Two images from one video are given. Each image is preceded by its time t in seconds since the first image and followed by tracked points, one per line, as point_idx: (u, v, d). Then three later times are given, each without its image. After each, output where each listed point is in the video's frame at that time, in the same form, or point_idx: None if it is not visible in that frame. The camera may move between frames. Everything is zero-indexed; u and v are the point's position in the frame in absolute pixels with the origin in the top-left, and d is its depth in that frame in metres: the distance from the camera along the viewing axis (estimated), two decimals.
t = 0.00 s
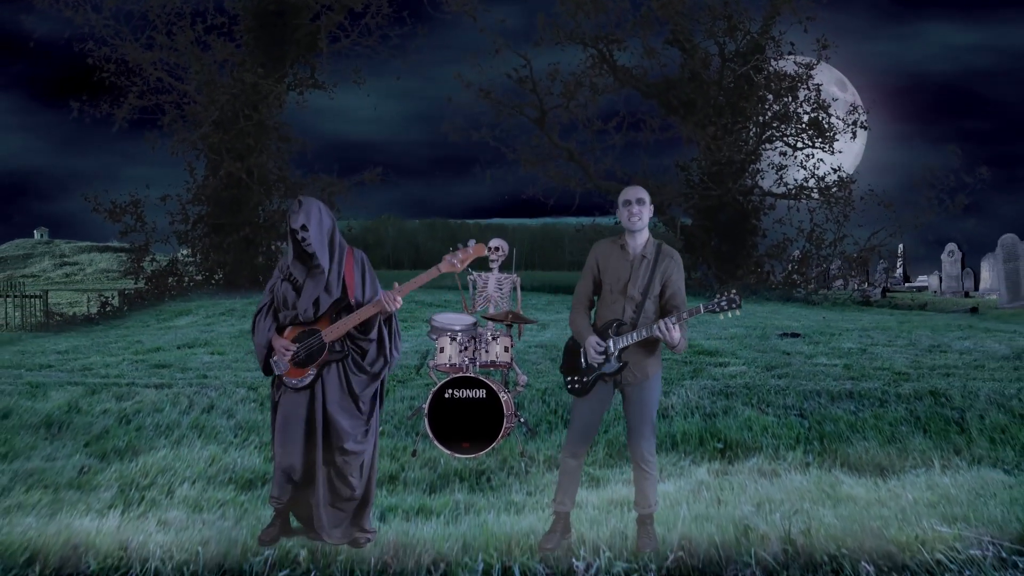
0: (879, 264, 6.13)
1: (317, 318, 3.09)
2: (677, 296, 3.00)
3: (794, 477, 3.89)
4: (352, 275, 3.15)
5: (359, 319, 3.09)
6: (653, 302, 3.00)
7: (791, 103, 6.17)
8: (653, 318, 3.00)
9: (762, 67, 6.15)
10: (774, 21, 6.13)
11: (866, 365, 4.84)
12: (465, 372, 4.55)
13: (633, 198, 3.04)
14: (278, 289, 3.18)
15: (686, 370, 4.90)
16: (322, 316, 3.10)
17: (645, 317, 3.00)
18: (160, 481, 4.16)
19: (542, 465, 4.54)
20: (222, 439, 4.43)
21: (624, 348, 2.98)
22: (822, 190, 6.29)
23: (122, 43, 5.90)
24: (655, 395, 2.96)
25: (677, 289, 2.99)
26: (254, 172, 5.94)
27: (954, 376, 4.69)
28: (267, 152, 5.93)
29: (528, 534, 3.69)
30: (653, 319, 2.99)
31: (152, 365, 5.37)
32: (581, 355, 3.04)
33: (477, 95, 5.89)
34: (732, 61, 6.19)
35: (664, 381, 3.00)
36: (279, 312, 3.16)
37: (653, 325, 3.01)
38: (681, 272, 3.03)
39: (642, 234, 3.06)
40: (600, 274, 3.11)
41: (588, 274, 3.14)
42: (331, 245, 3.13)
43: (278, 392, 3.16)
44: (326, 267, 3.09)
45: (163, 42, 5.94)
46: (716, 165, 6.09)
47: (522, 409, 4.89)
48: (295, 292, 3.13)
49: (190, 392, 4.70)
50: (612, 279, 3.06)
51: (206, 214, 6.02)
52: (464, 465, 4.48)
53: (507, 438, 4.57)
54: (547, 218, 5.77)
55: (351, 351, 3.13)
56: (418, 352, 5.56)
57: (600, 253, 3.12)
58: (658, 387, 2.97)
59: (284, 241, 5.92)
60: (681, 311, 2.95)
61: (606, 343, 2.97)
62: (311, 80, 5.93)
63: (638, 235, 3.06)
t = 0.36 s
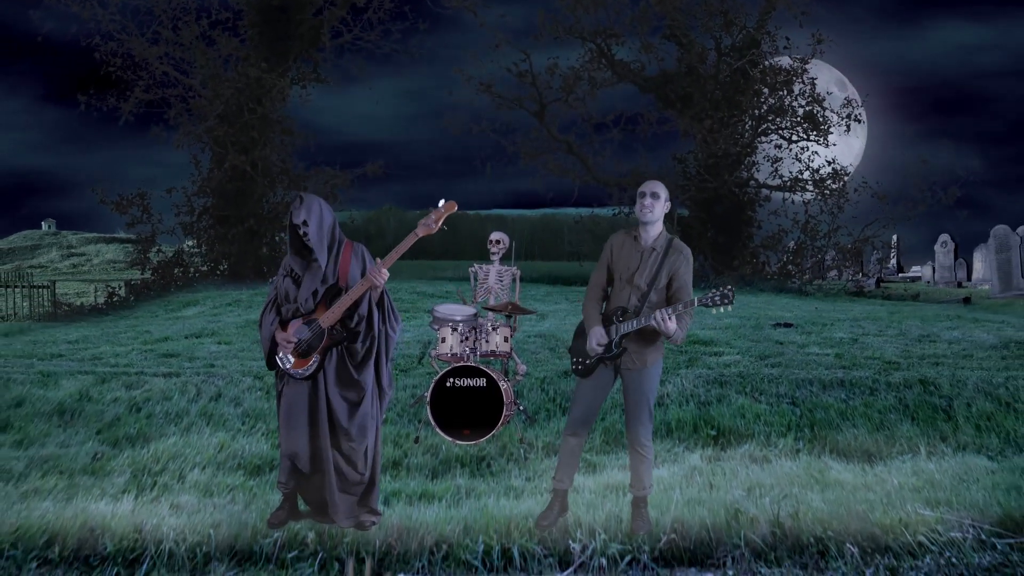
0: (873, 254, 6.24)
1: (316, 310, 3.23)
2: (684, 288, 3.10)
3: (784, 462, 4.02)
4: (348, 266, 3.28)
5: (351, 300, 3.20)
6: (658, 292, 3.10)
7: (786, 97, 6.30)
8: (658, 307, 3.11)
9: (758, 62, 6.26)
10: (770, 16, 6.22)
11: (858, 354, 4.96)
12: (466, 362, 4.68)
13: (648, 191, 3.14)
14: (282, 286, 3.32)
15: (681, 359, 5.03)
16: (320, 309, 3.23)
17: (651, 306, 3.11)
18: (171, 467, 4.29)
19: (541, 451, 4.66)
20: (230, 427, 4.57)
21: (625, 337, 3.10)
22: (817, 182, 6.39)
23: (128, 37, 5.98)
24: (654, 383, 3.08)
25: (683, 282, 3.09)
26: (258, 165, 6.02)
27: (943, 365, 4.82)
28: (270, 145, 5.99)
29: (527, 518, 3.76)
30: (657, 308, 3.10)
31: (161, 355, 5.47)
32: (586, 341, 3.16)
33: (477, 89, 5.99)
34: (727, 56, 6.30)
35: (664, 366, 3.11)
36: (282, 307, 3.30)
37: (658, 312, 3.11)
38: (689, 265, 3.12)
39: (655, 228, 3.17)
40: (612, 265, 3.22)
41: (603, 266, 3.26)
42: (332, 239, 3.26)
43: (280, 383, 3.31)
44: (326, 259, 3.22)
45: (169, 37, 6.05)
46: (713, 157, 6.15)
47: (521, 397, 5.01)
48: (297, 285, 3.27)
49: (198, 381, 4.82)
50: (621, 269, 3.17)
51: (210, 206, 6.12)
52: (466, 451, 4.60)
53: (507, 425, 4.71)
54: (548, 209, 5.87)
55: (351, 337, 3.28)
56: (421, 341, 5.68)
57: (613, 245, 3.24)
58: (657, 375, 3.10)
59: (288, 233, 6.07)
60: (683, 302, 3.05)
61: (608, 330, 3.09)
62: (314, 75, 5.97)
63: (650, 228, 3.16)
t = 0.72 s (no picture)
0: (867, 245, 6.36)
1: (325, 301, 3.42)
2: (667, 284, 3.27)
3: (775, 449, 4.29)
4: (357, 262, 3.44)
5: (359, 299, 3.38)
6: (646, 286, 3.26)
7: (781, 91, 6.30)
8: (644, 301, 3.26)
9: (754, 56, 6.26)
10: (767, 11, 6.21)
11: (850, 343, 5.07)
12: (467, 350, 4.80)
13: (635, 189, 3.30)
14: (294, 277, 3.50)
15: (678, 348, 5.16)
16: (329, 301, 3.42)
17: (637, 299, 3.26)
18: (181, 454, 4.47)
19: (540, 438, 4.80)
20: (238, 414, 4.73)
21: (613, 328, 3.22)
22: (812, 175, 6.38)
23: (134, 31, 6.06)
24: (643, 372, 3.22)
25: (667, 277, 3.26)
26: (263, 157, 6.12)
27: (933, 354, 4.95)
28: (274, 137, 6.11)
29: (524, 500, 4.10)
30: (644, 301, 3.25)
31: (169, 344, 5.66)
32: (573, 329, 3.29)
33: (478, 82, 6.09)
34: (724, 49, 6.30)
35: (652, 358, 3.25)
36: (292, 297, 3.48)
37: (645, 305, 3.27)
38: (672, 259, 3.29)
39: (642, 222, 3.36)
40: (598, 256, 3.37)
41: (588, 256, 3.40)
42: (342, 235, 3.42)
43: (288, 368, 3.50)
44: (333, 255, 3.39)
45: (175, 32, 6.13)
46: (710, 150, 6.26)
47: (519, 385, 5.11)
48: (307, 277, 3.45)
49: (206, 368, 4.98)
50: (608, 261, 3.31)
51: (216, 198, 6.17)
52: (467, 438, 4.73)
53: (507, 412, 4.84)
54: (547, 200, 5.98)
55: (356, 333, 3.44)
56: (423, 331, 5.79)
57: (598, 237, 3.38)
58: (647, 364, 3.23)
59: (291, 223, 6.17)
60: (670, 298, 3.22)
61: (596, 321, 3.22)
62: (317, 69, 6.11)
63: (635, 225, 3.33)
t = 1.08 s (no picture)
0: (862, 236, 6.36)
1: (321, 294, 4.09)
2: (626, 264, 4.24)
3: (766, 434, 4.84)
4: (352, 259, 4.12)
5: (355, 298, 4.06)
6: (611, 271, 4.22)
7: (777, 83, 6.25)
8: (611, 283, 4.23)
9: (750, 49, 6.21)
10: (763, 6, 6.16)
11: (842, 332, 5.22)
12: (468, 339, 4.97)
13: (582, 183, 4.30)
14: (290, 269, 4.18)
15: (673, 336, 5.26)
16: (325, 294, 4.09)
17: (605, 283, 4.22)
18: (192, 439, 4.83)
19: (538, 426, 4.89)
20: (246, 402, 4.94)
21: (594, 315, 4.16)
22: (807, 166, 6.31)
23: (141, 25, 6.13)
24: (619, 350, 4.18)
25: (626, 259, 4.24)
26: (266, 149, 6.14)
27: (923, 343, 5.12)
28: (278, 129, 6.15)
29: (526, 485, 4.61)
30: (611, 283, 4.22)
31: (177, 333, 5.92)
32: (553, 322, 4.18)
33: (477, 76, 6.19)
34: (721, 43, 6.23)
35: (623, 338, 4.21)
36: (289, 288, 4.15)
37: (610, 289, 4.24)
38: (627, 243, 4.27)
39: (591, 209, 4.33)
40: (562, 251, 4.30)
41: (551, 250, 4.34)
42: (343, 237, 4.11)
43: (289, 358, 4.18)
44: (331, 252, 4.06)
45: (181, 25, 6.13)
46: (706, 142, 6.28)
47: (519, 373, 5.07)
48: (304, 272, 4.13)
49: (213, 356, 5.09)
50: (574, 254, 4.26)
51: (220, 189, 6.17)
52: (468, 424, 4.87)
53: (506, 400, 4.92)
54: (546, 191, 6.12)
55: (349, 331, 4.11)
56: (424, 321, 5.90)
57: (556, 233, 4.33)
58: (620, 345, 4.19)
59: (296, 214, 6.13)
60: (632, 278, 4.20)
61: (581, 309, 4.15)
62: (320, 62, 6.17)
63: (589, 213, 4.31)
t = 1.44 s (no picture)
0: (856, 226, 6.32)
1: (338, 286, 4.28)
2: (614, 257, 4.35)
3: (760, 420, 4.99)
4: (368, 252, 4.30)
5: (370, 287, 4.25)
6: (601, 264, 4.34)
7: (772, 76, 6.25)
8: (600, 276, 4.34)
9: (746, 43, 6.22)
10: None
11: (835, 321, 5.35)
12: (470, 328, 5.07)
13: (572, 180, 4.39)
14: (311, 263, 4.38)
15: (669, 325, 5.46)
16: (342, 286, 4.28)
17: (594, 276, 4.34)
18: (200, 425, 5.06)
19: (537, 413, 5.10)
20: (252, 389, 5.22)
21: (585, 306, 4.30)
22: (802, 157, 6.30)
23: (146, 19, 6.22)
24: (610, 341, 4.29)
25: (613, 252, 4.35)
26: (271, 142, 6.18)
27: (914, 333, 5.22)
28: (282, 123, 6.19)
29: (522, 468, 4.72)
30: (600, 277, 4.33)
31: (184, 322, 6.08)
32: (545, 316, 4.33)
33: (478, 69, 6.29)
34: (717, 37, 6.25)
35: (615, 328, 4.33)
36: (309, 280, 4.35)
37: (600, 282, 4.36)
38: (615, 235, 4.38)
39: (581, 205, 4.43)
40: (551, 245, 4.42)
41: (540, 244, 4.44)
42: (360, 230, 4.30)
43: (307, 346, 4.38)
44: (346, 245, 4.26)
45: (185, 20, 6.18)
46: (702, 134, 6.32)
47: (517, 361, 5.33)
48: (322, 264, 4.33)
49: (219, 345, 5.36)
50: (563, 248, 4.38)
51: (225, 181, 6.24)
52: (469, 410, 5.06)
53: (507, 388, 5.11)
54: (545, 182, 6.36)
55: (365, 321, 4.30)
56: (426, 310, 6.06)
57: (545, 228, 4.43)
58: (612, 335, 4.31)
59: (299, 205, 6.20)
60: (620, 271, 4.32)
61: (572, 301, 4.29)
62: (324, 57, 6.26)
63: (579, 210, 4.39)
